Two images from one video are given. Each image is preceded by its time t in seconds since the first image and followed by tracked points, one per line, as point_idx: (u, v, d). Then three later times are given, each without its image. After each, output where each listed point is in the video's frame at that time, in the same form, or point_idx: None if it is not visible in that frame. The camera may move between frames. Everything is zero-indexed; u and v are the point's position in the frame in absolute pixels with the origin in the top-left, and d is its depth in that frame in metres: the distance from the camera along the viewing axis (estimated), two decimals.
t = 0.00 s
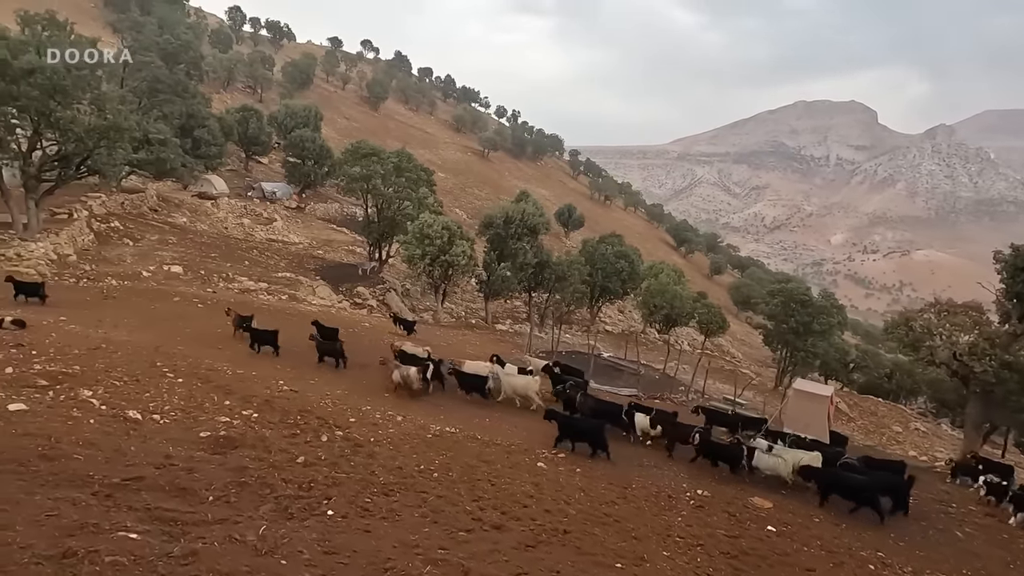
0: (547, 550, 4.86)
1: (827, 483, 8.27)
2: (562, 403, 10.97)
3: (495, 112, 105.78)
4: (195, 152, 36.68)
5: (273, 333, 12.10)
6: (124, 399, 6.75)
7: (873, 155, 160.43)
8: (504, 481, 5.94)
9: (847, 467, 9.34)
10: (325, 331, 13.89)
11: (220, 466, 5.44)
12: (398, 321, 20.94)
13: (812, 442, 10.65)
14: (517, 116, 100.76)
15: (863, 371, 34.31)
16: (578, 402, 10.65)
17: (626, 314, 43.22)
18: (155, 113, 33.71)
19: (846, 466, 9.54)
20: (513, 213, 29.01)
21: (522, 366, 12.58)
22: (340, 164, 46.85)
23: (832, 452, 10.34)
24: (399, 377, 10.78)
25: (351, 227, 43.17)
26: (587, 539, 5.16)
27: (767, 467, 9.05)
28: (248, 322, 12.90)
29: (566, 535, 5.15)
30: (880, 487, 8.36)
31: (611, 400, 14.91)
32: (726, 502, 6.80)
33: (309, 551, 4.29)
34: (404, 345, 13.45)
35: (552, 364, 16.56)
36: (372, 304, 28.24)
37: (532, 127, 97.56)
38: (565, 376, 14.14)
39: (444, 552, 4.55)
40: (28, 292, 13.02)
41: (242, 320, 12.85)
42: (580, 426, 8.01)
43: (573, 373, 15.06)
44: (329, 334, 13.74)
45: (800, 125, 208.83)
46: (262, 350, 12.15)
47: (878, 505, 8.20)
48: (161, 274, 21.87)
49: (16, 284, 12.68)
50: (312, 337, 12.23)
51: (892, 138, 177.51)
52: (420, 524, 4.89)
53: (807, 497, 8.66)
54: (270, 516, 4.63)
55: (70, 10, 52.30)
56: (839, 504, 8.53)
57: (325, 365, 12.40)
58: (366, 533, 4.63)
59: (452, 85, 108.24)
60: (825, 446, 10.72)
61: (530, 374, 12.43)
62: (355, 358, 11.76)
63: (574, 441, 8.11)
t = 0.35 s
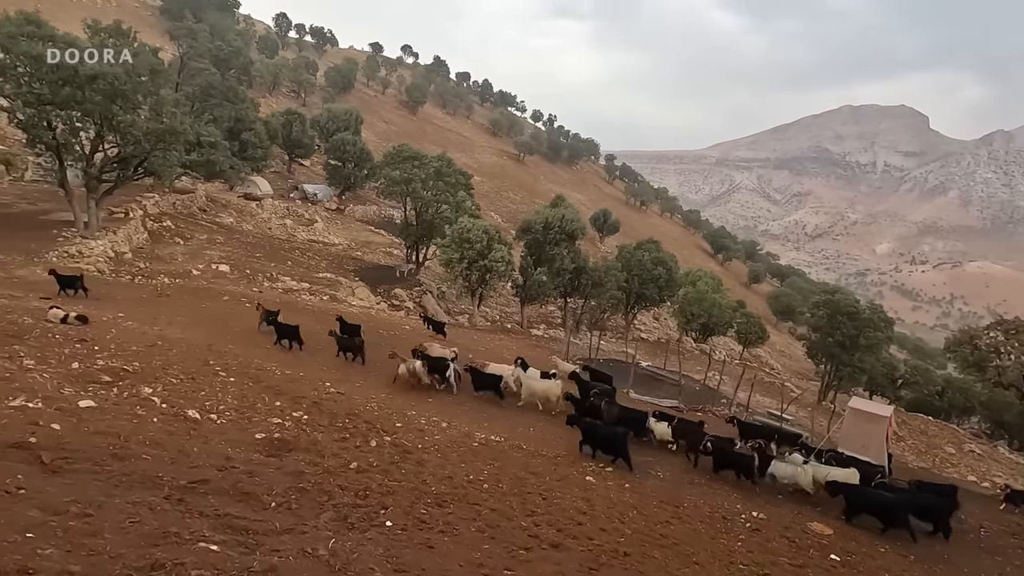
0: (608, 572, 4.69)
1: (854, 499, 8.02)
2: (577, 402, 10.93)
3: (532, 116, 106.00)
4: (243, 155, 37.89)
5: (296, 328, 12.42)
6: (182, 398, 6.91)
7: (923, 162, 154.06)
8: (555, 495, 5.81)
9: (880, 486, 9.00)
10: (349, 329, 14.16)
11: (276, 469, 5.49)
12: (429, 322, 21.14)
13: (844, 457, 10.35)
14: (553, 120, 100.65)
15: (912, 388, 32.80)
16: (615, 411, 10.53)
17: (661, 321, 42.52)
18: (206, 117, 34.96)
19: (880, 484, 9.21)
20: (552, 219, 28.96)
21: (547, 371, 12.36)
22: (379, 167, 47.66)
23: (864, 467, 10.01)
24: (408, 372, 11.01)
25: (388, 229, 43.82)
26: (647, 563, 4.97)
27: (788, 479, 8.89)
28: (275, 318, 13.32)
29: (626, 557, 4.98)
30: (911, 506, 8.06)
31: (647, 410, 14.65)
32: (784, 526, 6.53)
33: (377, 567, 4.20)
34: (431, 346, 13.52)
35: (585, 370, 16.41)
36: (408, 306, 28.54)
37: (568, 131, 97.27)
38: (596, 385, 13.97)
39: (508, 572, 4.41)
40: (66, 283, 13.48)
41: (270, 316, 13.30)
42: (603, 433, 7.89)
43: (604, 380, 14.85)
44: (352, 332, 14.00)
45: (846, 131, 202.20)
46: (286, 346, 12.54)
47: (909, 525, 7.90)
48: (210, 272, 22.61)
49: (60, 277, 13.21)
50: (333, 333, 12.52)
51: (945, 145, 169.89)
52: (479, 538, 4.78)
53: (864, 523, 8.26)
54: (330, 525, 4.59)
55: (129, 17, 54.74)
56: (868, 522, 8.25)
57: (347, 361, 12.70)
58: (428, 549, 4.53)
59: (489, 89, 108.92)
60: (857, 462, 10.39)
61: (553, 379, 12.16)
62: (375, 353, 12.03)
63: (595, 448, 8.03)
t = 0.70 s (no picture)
0: None
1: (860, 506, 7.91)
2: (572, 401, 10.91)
3: (552, 118, 105.83)
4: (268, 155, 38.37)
5: (304, 323, 12.60)
6: (219, 402, 6.93)
7: (953, 165, 150.13)
8: (597, 511, 5.68)
9: (893, 497, 8.83)
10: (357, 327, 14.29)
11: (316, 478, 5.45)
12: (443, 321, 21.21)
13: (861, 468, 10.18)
14: (573, 121, 100.32)
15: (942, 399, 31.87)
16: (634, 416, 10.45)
17: (682, 325, 42.00)
18: (234, 118, 35.50)
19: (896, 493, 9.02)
20: (575, 222, 28.78)
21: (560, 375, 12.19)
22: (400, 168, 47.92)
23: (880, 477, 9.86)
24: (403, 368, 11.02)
25: (409, 230, 44.03)
26: None
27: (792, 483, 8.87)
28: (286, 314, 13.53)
29: None
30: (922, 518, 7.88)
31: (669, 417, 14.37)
32: (829, 547, 6.33)
33: None
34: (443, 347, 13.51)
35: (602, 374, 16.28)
36: (430, 307, 28.61)
37: (588, 133, 96.85)
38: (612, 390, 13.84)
39: None
40: (85, 280, 13.66)
41: (280, 311, 13.50)
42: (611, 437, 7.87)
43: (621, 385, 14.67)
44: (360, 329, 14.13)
45: (872, 134, 198.04)
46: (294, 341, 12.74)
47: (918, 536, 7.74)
48: (237, 272, 22.92)
49: (79, 273, 13.40)
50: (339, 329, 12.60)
51: (976, 148, 165.27)
52: (527, 558, 4.66)
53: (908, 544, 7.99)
54: (377, 542, 4.50)
55: (160, 20, 55.81)
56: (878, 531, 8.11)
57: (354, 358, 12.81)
58: (479, 570, 4.40)
59: (509, 90, 108.92)
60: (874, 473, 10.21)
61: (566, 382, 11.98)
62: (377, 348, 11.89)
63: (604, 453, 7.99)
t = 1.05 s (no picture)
0: None
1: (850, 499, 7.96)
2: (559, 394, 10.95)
3: (560, 117, 105.71)
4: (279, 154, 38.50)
5: (301, 317, 12.78)
6: (243, 403, 6.95)
7: (965, 165, 148.71)
8: (626, 516, 5.65)
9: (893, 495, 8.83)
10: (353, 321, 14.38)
11: (344, 480, 5.43)
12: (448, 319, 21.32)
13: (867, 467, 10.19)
14: (581, 121, 100.10)
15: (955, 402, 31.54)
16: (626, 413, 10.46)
17: (691, 326, 41.82)
18: (245, 117, 35.65)
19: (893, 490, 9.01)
20: (587, 223, 28.73)
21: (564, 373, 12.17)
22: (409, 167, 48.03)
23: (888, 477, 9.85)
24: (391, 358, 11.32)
25: (418, 229, 44.09)
26: None
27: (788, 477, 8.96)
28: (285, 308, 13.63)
29: None
30: (913, 513, 7.85)
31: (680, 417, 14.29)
32: (858, 554, 6.28)
33: None
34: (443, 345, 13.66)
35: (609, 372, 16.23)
36: (440, 307, 28.63)
37: (596, 132, 96.57)
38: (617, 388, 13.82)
39: None
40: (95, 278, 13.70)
41: (279, 305, 13.63)
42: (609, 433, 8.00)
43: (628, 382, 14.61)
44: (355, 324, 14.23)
45: (882, 133, 196.38)
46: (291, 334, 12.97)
47: (909, 530, 7.71)
48: (250, 271, 23.02)
49: (84, 270, 13.51)
50: (336, 323, 12.82)
51: (988, 148, 163.48)
52: (565, 565, 4.61)
53: (933, 551, 7.89)
54: (414, 547, 4.48)
55: (172, 20, 56.16)
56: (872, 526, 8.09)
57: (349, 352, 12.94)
58: None
59: (517, 90, 108.94)
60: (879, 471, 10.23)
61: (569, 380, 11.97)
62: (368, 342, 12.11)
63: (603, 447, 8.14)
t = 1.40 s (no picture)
0: None
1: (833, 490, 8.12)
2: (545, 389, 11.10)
3: (565, 116, 105.49)
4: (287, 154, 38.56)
5: (296, 313, 13.00)
6: (265, 407, 6.94)
7: (973, 163, 147.51)
8: (653, 523, 5.61)
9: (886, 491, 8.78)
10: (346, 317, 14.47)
11: (371, 486, 5.42)
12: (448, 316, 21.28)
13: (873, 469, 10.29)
14: (587, 119, 99.85)
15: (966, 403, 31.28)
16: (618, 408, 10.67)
17: (698, 325, 41.68)
18: (254, 117, 35.72)
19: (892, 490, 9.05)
20: (596, 223, 28.62)
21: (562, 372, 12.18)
22: (416, 166, 48.04)
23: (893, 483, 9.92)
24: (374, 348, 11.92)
25: (425, 228, 44.11)
26: None
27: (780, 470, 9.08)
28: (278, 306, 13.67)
29: None
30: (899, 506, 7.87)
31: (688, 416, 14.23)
32: (885, 562, 6.23)
33: None
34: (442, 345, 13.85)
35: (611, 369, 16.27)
36: (448, 306, 28.64)
37: (602, 131, 96.31)
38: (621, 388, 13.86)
39: None
40: (91, 274, 13.69)
41: (274, 302, 13.85)
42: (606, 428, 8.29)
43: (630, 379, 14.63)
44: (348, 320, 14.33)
45: (890, 132, 195.03)
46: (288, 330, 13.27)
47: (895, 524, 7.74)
48: (261, 271, 23.08)
49: (86, 268, 13.52)
50: (331, 318, 12.98)
51: (998, 146, 161.96)
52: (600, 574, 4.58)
53: (957, 557, 7.82)
54: (450, 556, 4.45)
55: (180, 20, 56.34)
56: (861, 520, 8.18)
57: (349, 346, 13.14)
58: None
59: (523, 88, 108.72)
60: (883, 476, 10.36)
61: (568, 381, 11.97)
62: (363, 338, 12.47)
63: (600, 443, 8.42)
